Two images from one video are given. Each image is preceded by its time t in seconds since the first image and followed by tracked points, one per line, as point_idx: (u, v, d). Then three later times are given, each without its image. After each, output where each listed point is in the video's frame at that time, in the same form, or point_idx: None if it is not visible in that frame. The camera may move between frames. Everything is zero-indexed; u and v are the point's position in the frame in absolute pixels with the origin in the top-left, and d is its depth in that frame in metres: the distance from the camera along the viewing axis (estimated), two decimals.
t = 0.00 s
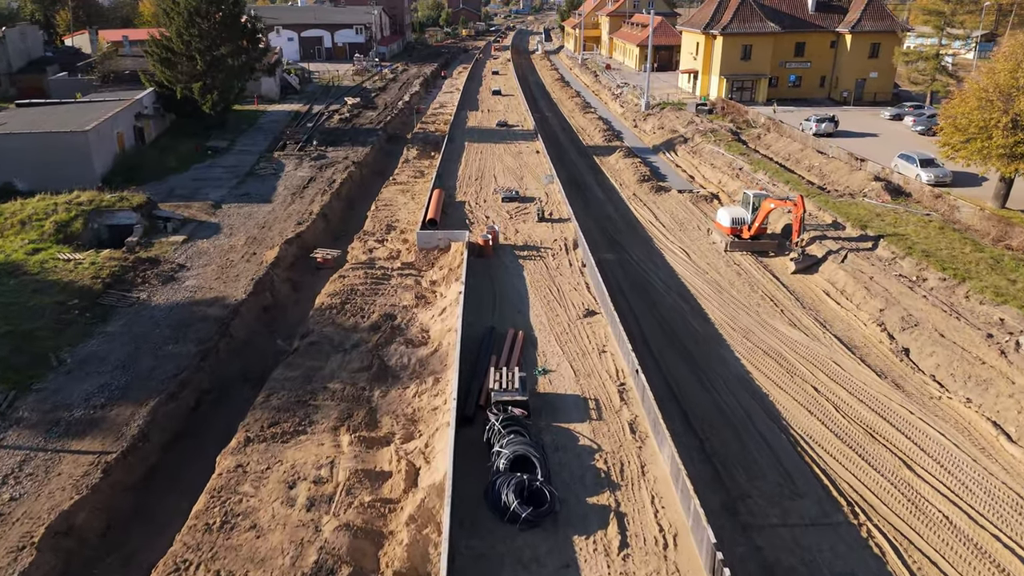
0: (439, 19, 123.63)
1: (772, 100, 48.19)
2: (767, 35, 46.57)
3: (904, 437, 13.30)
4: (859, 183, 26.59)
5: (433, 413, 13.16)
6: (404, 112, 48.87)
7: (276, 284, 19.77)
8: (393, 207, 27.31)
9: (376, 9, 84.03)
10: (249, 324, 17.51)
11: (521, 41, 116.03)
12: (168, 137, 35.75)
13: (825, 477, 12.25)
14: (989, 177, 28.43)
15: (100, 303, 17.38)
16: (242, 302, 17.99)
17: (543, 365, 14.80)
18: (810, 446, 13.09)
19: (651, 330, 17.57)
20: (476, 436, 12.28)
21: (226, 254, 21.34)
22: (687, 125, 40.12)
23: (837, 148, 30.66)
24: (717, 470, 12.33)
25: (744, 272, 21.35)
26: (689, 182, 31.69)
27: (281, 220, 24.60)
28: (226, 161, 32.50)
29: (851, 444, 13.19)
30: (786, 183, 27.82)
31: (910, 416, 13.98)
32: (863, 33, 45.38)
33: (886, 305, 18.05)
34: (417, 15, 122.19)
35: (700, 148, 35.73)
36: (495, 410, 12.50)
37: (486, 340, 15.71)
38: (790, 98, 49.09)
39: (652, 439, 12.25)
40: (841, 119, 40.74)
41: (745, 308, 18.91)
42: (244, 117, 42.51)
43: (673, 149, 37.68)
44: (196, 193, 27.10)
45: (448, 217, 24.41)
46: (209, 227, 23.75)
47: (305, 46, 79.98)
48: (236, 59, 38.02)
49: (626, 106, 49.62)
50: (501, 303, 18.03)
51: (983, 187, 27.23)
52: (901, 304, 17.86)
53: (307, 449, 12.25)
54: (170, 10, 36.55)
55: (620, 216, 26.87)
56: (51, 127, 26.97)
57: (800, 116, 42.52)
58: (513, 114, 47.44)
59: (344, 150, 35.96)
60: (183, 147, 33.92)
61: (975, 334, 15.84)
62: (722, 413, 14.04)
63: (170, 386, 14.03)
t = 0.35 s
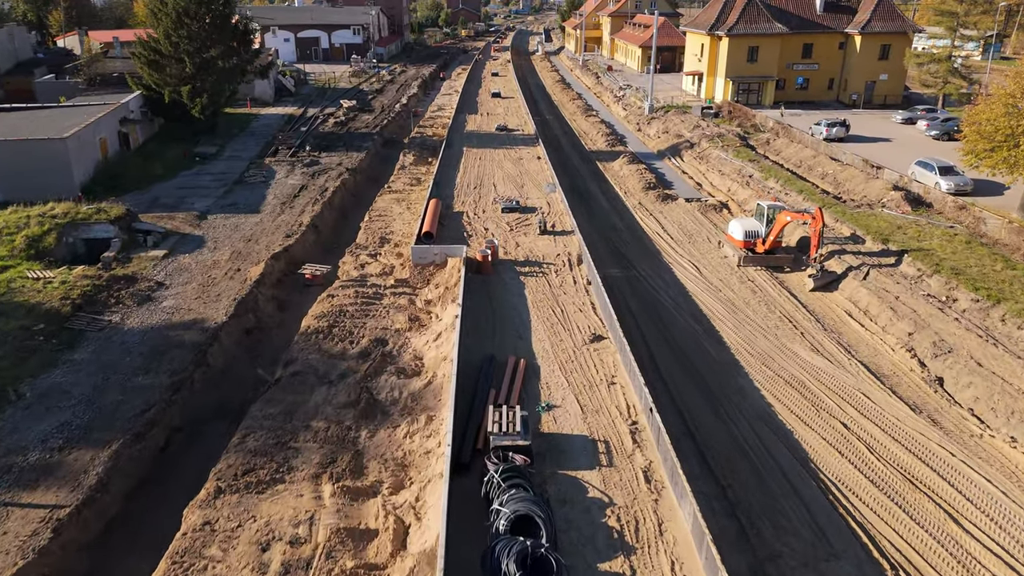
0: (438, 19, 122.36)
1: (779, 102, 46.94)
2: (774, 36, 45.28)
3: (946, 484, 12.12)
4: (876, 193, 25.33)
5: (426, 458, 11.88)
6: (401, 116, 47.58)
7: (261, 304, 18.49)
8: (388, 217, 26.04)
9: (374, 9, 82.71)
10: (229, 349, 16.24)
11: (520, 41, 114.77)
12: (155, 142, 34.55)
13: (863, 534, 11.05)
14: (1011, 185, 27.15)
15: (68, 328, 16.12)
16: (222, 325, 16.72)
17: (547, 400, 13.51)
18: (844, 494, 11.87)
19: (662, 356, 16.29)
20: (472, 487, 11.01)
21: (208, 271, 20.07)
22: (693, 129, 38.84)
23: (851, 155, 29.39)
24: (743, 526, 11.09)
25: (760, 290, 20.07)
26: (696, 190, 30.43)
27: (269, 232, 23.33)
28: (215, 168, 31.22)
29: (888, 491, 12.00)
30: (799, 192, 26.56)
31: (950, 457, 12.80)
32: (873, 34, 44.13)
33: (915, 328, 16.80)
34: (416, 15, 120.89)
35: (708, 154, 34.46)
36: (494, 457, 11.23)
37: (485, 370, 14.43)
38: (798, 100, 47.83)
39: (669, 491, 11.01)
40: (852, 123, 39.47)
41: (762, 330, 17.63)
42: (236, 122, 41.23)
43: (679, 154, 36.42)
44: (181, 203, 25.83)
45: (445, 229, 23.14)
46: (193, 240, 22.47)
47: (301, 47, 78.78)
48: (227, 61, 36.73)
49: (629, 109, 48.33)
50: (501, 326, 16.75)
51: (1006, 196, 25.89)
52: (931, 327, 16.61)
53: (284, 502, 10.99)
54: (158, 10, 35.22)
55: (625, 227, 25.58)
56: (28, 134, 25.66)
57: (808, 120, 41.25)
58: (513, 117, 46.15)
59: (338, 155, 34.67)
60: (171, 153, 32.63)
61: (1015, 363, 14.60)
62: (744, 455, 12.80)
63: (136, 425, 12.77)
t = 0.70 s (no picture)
0: (438, 19, 121.05)
1: (787, 105, 45.67)
2: (782, 38, 44.02)
3: (998, 541, 10.94)
4: (896, 203, 24.05)
5: (417, 513, 10.61)
6: (399, 119, 46.32)
7: (243, 326, 17.22)
8: (382, 228, 24.77)
9: (372, 9, 81.48)
10: (206, 379, 14.98)
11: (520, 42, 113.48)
12: (142, 147, 33.32)
13: None
14: None
15: (32, 357, 14.87)
16: (199, 352, 15.45)
17: (552, 441, 12.23)
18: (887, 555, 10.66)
19: (676, 387, 15.02)
20: (468, 552, 9.75)
21: (189, 289, 18.80)
22: (699, 134, 37.58)
23: (867, 162, 28.13)
24: None
25: (778, 309, 18.77)
26: (705, 198, 29.17)
27: (256, 246, 22.06)
28: (202, 175, 29.95)
29: (934, 552, 10.79)
30: (814, 202, 25.29)
31: (999, 507, 11.61)
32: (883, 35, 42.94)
33: (949, 356, 15.53)
34: (415, 15, 119.55)
35: (716, 161, 33.20)
36: (493, 517, 9.95)
37: (484, 406, 13.14)
38: (806, 103, 46.56)
39: (692, 556, 9.76)
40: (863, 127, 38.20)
41: (782, 356, 16.36)
42: (228, 126, 39.96)
43: (686, 160, 35.15)
44: (165, 214, 24.57)
45: (442, 243, 21.86)
46: (174, 254, 21.20)
47: (298, 48, 77.38)
48: (217, 64, 35.47)
49: (633, 112, 47.06)
50: (501, 353, 15.47)
51: None
52: (967, 354, 15.34)
53: (255, 568, 9.73)
54: (146, 10, 34.01)
55: (632, 239, 24.29)
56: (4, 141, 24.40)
57: (818, 124, 39.98)
58: (513, 121, 44.90)
59: (332, 162, 33.42)
60: (157, 159, 31.36)
61: None
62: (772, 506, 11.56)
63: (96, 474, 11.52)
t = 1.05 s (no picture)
0: (437, 20, 119.89)
1: (795, 109, 44.42)
2: (790, 39, 42.76)
3: None
4: (918, 215, 22.78)
5: None
6: (396, 123, 45.07)
7: (222, 353, 15.97)
8: (375, 240, 23.51)
9: (370, 9, 80.30)
10: (178, 415, 13.75)
11: (520, 42, 112.13)
12: (128, 154, 32.06)
13: None
14: None
15: None
16: (172, 384, 14.22)
17: (558, 494, 10.98)
18: None
19: (692, 423, 13.71)
20: None
21: (166, 310, 17.55)
22: (706, 139, 36.33)
23: (884, 170, 26.89)
24: None
25: (799, 332, 17.48)
26: (714, 207, 27.93)
27: (240, 261, 20.81)
28: (189, 183, 28.70)
29: None
30: (830, 212, 24.03)
31: None
32: (894, 36, 41.79)
33: (990, 388, 14.28)
34: (414, 16, 118.32)
35: (724, 168, 31.97)
36: None
37: (483, 451, 11.88)
38: (814, 106, 45.31)
39: None
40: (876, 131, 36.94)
41: (805, 386, 15.10)
42: (219, 130, 38.73)
43: (692, 167, 33.91)
44: (146, 226, 23.33)
45: (438, 259, 20.61)
46: (153, 271, 19.97)
47: (294, 49, 76.07)
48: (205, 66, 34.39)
49: (636, 115, 45.82)
50: (501, 385, 14.22)
51: None
52: (1010, 386, 14.08)
53: None
54: (131, 11, 32.87)
55: (639, 253, 23.03)
56: None
57: (828, 128, 38.73)
58: (513, 124, 43.65)
59: (325, 169, 32.17)
60: (143, 166, 30.14)
61: None
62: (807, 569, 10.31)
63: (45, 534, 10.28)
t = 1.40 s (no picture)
0: (437, 20, 118.58)
1: (804, 112, 43.15)
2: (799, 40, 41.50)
3: None
4: (943, 227, 21.52)
5: None
6: (393, 127, 43.81)
7: (197, 383, 14.70)
8: (368, 254, 22.23)
9: (368, 9, 79.02)
10: (144, 458, 12.52)
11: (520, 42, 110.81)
12: (112, 160, 30.81)
13: None
14: None
15: None
16: (139, 422, 12.97)
17: (566, 560, 9.77)
18: None
19: (713, 467, 12.45)
20: None
21: (140, 334, 16.30)
22: (714, 144, 35.07)
23: (903, 178, 25.62)
24: None
25: (823, 358, 16.21)
26: (724, 217, 26.67)
27: (223, 278, 19.54)
28: (175, 192, 27.46)
29: None
30: (849, 224, 22.78)
31: None
32: (907, 37, 40.55)
33: None
34: (413, 16, 116.96)
35: (733, 175, 30.73)
36: None
37: (481, 506, 10.65)
38: (823, 109, 44.05)
39: None
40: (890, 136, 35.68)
41: (833, 422, 13.87)
42: (209, 134, 37.46)
43: (700, 173, 32.64)
44: (126, 239, 22.07)
45: (434, 276, 19.35)
46: (130, 289, 18.72)
47: (290, 50, 74.89)
48: (193, 69, 33.16)
49: (640, 119, 44.54)
50: (500, 423, 12.97)
51: None
52: None
53: None
54: (116, 11, 31.57)
55: (647, 268, 21.77)
56: None
57: (840, 133, 37.48)
58: (513, 128, 42.42)
59: (317, 176, 30.92)
60: (127, 173, 28.87)
61: None
62: None
63: None
